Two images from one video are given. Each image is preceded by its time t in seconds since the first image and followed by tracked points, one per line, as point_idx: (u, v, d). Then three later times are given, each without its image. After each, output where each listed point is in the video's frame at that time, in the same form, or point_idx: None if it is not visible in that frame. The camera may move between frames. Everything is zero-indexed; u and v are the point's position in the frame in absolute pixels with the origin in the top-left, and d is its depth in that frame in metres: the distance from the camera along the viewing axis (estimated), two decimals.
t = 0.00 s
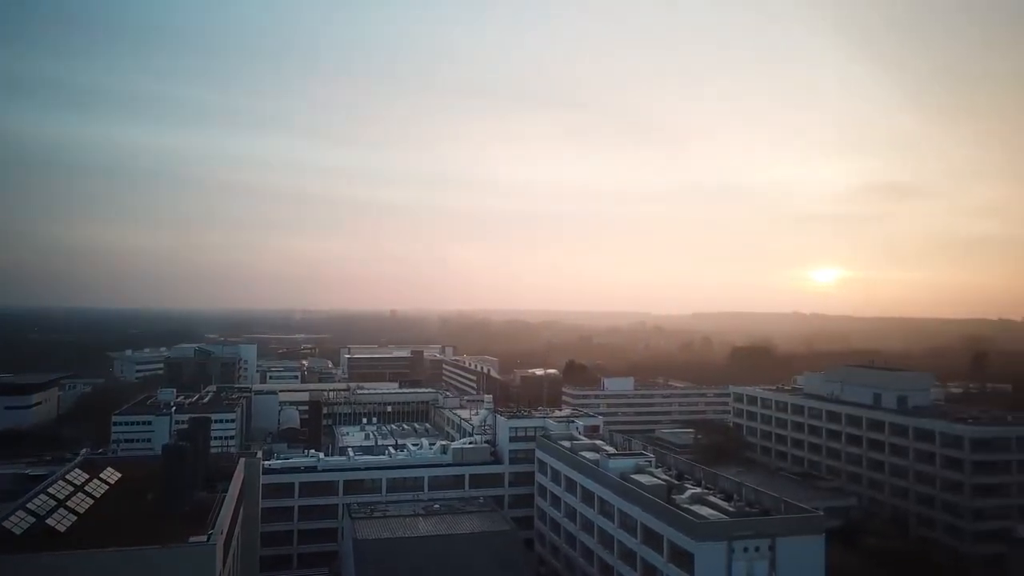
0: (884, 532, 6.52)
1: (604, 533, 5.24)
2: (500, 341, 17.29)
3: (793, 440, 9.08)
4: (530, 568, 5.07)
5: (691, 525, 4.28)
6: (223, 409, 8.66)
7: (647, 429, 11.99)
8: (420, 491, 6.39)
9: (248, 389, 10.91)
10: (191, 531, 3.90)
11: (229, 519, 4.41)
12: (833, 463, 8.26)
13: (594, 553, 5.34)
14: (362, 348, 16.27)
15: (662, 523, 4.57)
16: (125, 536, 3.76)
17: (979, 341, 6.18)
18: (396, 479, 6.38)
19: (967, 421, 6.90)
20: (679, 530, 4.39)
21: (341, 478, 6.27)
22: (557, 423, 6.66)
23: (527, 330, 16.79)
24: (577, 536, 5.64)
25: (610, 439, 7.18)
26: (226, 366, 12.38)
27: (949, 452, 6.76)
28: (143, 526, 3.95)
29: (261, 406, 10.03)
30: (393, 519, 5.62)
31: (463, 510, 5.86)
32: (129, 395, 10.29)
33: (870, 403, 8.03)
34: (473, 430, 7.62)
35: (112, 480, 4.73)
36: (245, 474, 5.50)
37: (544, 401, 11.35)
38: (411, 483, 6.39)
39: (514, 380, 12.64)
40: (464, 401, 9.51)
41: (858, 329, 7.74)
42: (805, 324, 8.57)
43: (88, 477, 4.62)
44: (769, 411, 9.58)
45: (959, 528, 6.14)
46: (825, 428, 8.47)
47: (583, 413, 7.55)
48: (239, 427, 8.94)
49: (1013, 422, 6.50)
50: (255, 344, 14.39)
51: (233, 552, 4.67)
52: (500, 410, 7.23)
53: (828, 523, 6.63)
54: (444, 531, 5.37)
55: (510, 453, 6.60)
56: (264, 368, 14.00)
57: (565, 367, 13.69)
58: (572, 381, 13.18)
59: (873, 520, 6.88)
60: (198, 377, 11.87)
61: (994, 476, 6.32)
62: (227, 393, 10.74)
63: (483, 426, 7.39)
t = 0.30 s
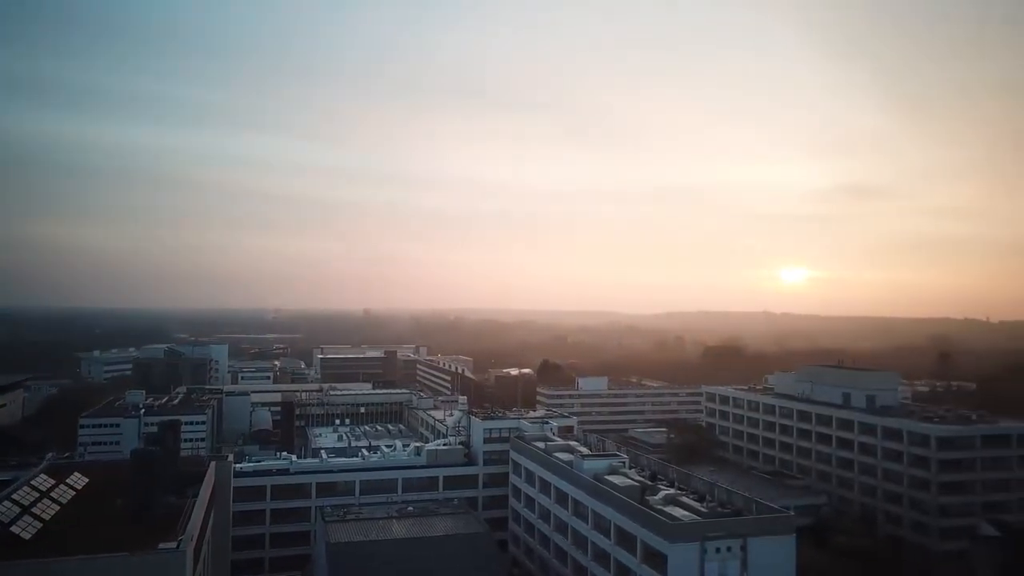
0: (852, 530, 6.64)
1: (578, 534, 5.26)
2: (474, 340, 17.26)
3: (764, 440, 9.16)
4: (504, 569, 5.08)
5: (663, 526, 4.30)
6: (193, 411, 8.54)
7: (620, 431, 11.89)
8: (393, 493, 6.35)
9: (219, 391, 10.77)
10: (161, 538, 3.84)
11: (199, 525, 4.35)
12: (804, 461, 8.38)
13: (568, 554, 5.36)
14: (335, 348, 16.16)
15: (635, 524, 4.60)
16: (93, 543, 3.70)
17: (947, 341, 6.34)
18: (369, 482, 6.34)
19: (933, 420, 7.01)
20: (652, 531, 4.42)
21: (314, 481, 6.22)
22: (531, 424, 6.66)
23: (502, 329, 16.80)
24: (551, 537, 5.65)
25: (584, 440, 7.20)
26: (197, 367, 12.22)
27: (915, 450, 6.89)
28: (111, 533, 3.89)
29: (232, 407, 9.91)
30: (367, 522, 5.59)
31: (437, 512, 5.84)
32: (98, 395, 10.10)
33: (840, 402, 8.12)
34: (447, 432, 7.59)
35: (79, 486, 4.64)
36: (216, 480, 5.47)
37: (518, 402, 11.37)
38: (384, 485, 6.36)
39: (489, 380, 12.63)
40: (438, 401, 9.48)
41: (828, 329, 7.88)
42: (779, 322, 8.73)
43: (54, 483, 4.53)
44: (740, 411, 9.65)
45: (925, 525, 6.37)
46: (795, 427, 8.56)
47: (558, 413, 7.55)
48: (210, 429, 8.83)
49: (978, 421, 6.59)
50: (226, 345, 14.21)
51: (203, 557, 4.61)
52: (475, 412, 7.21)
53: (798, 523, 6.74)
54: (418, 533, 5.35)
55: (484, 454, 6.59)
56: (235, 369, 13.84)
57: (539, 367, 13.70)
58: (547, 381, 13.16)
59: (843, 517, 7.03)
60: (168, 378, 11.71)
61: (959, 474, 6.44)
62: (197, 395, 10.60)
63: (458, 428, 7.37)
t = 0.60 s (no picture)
0: (822, 529, 6.74)
1: (552, 535, 5.27)
2: (448, 340, 17.21)
3: (736, 439, 9.23)
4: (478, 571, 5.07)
5: (636, 527, 4.32)
6: (162, 413, 8.42)
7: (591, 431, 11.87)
8: (366, 495, 6.32)
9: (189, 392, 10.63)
10: (130, 544, 3.78)
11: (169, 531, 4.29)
12: (774, 460, 8.47)
13: (542, 555, 5.37)
14: (308, 348, 16.02)
15: (608, 525, 4.61)
16: (59, 551, 3.63)
17: (911, 341, 6.51)
18: (342, 484, 6.30)
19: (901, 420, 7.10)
20: (625, 532, 4.44)
21: (285, 484, 6.16)
22: (505, 426, 6.66)
23: (476, 328, 16.76)
24: (524, 538, 5.66)
25: (557, 441, 7.21)
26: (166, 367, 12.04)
27: (884, 449, 6.92)
28: (78, 539, 3.82)
29: (203, 408, 9.79)
30: (339, 525, 5.55)
31: (411, 514, 5.82)
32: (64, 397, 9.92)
33: (811, 402, 8.22)
34: (420, 433, 7.56)
35: (45, 491, 4.56)
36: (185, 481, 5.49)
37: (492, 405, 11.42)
38: (357, 487, 6.32)
39: (463, 381, 12.60)
40: (411, 402, 9.43)
41: (800, 328, 8.03)
42: (757, 319, 8.92)
43: (18, 489, 4.44)
44: (712, 411, 9.71)
45: (892, 522, 6.63)
46: (766, 426, 8.63)
47: (531, 414, 7.55)
48: (180, 431, 8.71)
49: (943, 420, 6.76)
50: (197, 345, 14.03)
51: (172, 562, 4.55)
52: (448, 413, 7.19)
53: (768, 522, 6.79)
54: (392, 536, 5.33)
55: (458, 455, 6.58)
56: (206, 369, 13.67)
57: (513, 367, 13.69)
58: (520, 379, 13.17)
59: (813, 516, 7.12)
60: (136, 379, 11.53)
61: (925, 472, 6.68)
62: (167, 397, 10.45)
63: (431, 429, 7.34)
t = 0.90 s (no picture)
0: (793, 527, 6.82)
1: (525, 537, 5.28)
2: (421, 340, 17.14)
3: (708, 438, 9.29)
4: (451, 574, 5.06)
5: (609, 529, 4.34)
6: (130, 415, 8.28)
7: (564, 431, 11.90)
8: (339, 497, 6.27)
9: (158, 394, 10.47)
10: (97, 551, 3.72)
11: (137, 537, 4.22)
12: (745, 459, 8.54)
13: (515, 557, 5.37)
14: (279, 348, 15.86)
15: (582, 527, 4.62)
16: (24, 559, 3.55)
17: (880, 340, 6.63)
18: (314, 487, 6.24)
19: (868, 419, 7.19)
20: (598, 534, 4.45)
21: (257, 487, 6.10)
22: (478, 427, 6.65)
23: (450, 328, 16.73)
24: (498, 540, 5.65)
25: (531, 442, 7.21)
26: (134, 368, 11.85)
27: (852, 448, 7.00)
28: (44, 547, 3.75)
29: (171, 410, 9.64)
30: (311, 529, 5.51)
31: (384, 517, 5.79)
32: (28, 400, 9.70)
33: (782, 402, 8.30)
34: (393, 435, 7.51)
35: (10, 497, 4.46)
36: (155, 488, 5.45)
37: (467, 403, 11.55)
38: (329, 490, 6.27)
39: (437, 381, 12.57)
40: (384, 403, 9.38)
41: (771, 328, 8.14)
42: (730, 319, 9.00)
43: None
44: (685, 411, 9.77)
45: (860, 520, 6.76)
46: (738, 426, 8.70)
47: (504, 415, 7.54)
48: (148, 433, 8.57)
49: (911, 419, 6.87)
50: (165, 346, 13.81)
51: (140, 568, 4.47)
52: (421, 415, 7.16)
53: (740, 521, 6.84)
54: (365, 538, 5.29)
55: (431, 457, 6.56)
56: (175, 369, 13.47)
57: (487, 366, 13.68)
58: (494, 379, 13.03)
59: (783, 515, 7.20)
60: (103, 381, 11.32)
61: (892, 470, 6.79)
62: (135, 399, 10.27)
63: (404, 431, 7.31)
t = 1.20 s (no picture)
0: (764, 527, 6.89)
1: (499, 539, 5.28)
2: (394, 339, 17.06)
3: (680, 438, 9.35)
4: None
5: (583, 531, 4.35)
6: (97, 418, 8.14)
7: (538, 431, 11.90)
8: (311, 500, 6.22)
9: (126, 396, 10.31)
10: (63, 559, 3.65)
11: (105, 543, 4.16)
12: (717, 459, 8.61)
13: (489, 559, 5.37)
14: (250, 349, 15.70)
15: (555, 529, 4.63)
16: None
17: (849, 337, 6.78)
18: (286, 490, 6.19)
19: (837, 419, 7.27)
20: (572, 536, 4.46)
21: (227, 491, 6.03)
22: (452, 429, 6.64)
23: (424, 327, 16.68)
24: (472, 542, 5.65)
25: (505, 443, 7.21)
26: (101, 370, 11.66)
27: (821, 448, 7.07)
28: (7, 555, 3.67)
29: (140, 412, 9.50)
30: (283, 533, 5.45)
31: (356, 520, 5.75)
32: None
33: (753, 402, 8.39)
34: (366, 437, 7.47)
35: None
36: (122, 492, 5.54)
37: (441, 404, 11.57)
38: (301, 493, 6.21)
39: (411, 381, 12.53)
40: (357, 405, 9.32)
41: (742, 329, 8.31)
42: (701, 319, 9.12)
43: None
44: (657, 411, 9.83)
45: (830, 519, 6.85)
46: (710, 426, 8.77)
47: (478, 417, 7.53)
48: (116, 436, 8.44)
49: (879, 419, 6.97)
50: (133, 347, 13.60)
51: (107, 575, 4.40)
52: (394, 417, 7.13)
53: (711, 521, 6.90)
54: (337, 542, 5.26)
55: (404, 459, 6.53)
56: (143, 371, 13.26)
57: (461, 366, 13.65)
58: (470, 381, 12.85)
59: (754, 514, 7.27)
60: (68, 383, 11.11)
61: (860, 470, 6.86)
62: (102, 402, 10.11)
63: (377, 433, 7.27)
